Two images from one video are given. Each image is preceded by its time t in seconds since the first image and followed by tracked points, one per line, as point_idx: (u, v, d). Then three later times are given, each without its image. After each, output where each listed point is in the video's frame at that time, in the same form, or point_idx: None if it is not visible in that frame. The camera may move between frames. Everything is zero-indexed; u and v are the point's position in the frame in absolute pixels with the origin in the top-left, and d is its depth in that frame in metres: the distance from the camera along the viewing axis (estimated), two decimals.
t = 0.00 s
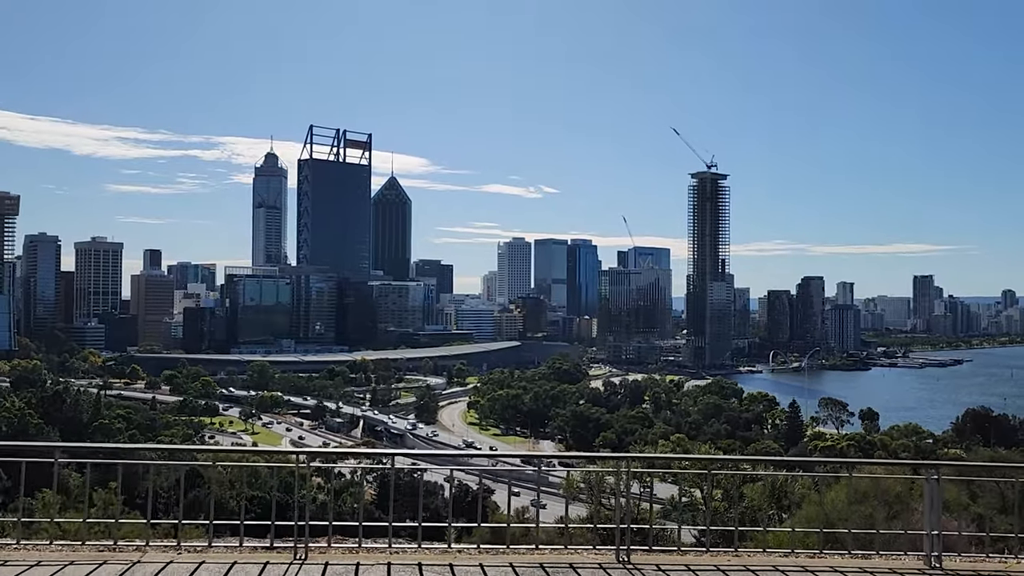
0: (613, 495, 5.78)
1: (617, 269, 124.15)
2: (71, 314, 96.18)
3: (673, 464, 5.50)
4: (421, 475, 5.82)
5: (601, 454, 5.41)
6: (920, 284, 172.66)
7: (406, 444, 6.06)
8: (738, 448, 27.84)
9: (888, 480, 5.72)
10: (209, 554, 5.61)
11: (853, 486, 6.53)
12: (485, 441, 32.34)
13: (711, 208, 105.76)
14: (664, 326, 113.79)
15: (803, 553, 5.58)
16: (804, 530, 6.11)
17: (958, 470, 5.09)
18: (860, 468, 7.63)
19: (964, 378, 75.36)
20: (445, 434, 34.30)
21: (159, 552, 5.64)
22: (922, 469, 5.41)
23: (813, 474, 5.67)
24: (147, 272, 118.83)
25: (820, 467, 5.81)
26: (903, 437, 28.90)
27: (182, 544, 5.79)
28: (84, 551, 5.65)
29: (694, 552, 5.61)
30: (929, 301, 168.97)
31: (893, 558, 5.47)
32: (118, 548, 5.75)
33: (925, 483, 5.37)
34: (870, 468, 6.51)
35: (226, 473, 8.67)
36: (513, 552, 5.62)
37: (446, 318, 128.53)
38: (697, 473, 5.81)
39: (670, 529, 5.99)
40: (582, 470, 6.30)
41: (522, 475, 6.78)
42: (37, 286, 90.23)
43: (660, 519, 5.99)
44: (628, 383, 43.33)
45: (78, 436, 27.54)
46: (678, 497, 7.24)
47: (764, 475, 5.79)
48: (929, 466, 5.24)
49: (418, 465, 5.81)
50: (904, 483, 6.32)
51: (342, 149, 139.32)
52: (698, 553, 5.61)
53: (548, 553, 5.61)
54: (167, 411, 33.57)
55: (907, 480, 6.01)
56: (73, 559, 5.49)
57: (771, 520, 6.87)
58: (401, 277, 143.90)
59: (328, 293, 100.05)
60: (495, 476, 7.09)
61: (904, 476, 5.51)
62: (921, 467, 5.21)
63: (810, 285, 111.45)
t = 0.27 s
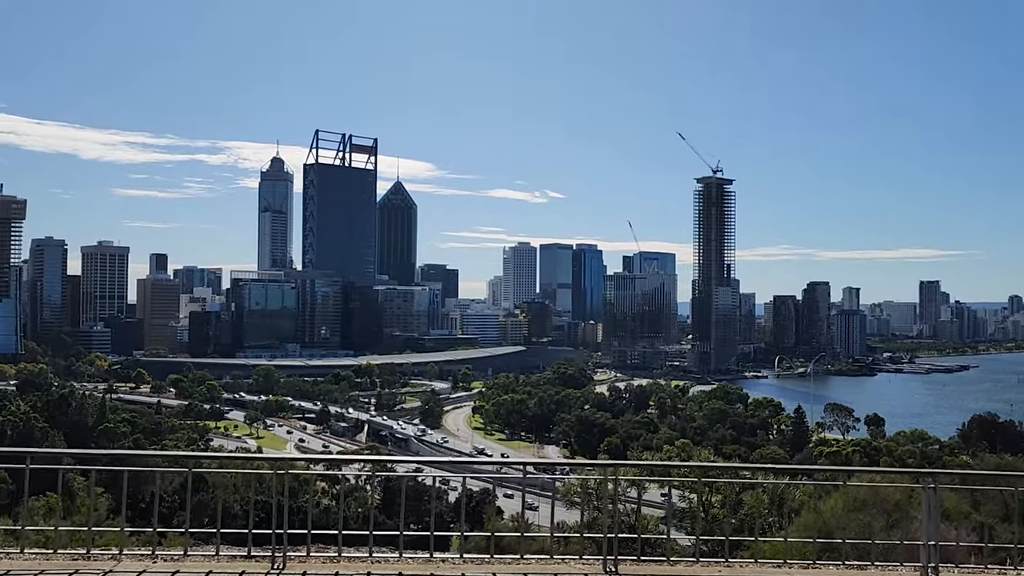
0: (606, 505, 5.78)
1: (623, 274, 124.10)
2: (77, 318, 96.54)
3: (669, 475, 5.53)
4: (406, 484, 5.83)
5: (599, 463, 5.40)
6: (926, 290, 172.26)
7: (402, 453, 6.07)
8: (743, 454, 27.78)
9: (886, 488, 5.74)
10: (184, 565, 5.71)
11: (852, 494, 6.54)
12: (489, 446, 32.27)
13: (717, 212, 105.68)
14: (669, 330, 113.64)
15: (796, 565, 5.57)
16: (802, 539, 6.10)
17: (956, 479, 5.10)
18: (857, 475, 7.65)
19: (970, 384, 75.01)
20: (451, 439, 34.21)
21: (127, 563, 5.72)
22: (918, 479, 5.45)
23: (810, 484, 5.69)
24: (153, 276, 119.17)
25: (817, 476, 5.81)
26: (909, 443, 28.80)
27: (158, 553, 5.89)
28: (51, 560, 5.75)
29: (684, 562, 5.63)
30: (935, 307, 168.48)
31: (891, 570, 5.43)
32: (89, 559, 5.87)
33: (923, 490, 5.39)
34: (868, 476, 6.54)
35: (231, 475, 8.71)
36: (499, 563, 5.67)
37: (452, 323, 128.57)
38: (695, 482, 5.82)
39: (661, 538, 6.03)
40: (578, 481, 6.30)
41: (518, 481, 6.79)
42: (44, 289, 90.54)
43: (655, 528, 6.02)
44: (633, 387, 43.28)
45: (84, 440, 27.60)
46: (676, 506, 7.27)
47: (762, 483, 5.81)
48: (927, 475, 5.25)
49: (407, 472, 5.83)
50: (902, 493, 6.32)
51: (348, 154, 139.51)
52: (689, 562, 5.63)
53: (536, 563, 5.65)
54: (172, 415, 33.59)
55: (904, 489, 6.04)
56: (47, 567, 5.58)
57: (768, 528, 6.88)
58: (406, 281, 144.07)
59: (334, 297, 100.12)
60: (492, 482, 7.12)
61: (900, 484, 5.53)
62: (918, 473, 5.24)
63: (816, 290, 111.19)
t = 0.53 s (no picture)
0: (598, 510, 5.81)
1: (626, 278, 124.02)
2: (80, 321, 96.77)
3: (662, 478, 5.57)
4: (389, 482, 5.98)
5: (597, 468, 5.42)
6: (929, 294, 172.01)
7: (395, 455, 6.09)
8: (745, 459, 27.72)
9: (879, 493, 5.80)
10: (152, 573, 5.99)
11: (848, 499, 6.57)
12: (491, 449, 32.21)
13: (720, 217, 105.64)
14: (672, 335, 113.47)
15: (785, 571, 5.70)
16: (797, 545, 6.14)
17: (952, 484, 5.15)
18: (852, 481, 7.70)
19: (974, 389, 74.70)
20: (454, 443, 34.13)
21: (91, 571, 6.03)
22: (911, 484, 5.51)
23: (806, 488, 5.72)
24: (157, 279, 119.39)
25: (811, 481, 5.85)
26: (913, 448, 28.69)
27: (127, 561, 6.21)
28: (20, 568, 6.06)
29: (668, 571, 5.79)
30: (939, 311, 168.01)
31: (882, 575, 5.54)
32: (57, 565, 6.18)
33: (916, 498, 5.46)
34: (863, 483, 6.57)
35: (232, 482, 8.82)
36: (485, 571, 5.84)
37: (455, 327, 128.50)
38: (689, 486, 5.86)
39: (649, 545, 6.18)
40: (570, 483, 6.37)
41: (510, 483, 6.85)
42: (48, 293, 90.78)
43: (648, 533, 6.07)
44: (636, 392, 43.19)
45: (86, 443, 27.70)
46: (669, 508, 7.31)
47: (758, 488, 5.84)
48: (921, 479, 5.30)
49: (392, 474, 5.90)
50: (899, 499, 6.35)
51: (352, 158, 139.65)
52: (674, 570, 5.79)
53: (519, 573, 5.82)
54: (175, 418, 33.61)
55: (900, 496, 6.08)
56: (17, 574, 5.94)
57: (764, 533, 7.00)
58: (409, 285, 144.15)
59: (337, 302, 100.23)
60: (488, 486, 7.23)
61: (893, 490, 5.60)
62: (914, 479, 5.29)
63: (820, 294, 110.98)
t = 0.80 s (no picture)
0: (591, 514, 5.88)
1: (628, 282, 124.02)
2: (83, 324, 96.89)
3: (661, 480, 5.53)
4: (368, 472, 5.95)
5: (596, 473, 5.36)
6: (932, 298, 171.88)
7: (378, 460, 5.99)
8: (747, 463, 27.70)
9: (868, 496, 5.84)
10: None
11: (838, 504, 6.66)
12: (492, 453, 32.18)
13: (722, 221, 105.64)
14: (675, 339, 113.43)
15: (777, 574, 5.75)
16: (789, 549, 6.15)
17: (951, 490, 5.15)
18: (841, 487, 7.77)
19: (976, 393, 74.59)
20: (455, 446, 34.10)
21: None
22: (899, 489, 5.59)
23: (801, 493, 5.70)
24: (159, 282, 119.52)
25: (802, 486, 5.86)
26: (914, 452, 28.69)
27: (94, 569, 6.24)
28: None
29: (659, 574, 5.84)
30: (942, 315, 167.86)
31: None
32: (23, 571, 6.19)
33: (906, 502, 5.50)
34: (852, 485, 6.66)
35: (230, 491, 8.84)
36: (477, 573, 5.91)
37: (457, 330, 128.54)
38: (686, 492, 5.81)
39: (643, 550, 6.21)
40: (560, 488, 6.34)
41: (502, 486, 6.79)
42: (51, 296, 90.91)
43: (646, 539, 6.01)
44: (638, 396, 43.17)
45: (88, 446, 27.76)
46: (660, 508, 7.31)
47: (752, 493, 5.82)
48: (912, 485, 5.33)
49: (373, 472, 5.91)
50: (891, 502, 6.42)
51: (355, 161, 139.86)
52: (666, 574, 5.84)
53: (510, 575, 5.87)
54: (177, 421, 33.63)
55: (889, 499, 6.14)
56: None
57: (757, 535, 7.05)
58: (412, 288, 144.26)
59: (339, 305, 100.35)
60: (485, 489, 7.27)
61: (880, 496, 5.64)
62: (904, 484, 5.29)
63: (822, 298, 110.81)
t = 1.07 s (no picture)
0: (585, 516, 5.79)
1: (630, 285, 123.93)
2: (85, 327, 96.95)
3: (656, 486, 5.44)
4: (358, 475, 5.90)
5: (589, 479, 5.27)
6: (933, 302, 171.69)
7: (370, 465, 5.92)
8: (749, 468, 27.62)
9: (860, 501, 5.80)
10: None
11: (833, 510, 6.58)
12: (493, 456, 32.10)
13: (724, 224, 105.59)
14: (676, 342, 113.29)
15: None
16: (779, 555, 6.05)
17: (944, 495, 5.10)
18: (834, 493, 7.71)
19: (978, 397, 74.43)
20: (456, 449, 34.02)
21: None
22: (890, 494, 5.54)
23: (794, 500, 5.64)
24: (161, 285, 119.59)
25: (795, 491, 5.79)
26: (916, 456, 28.61)
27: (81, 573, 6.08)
28: None
29: None
30: (944, 319, 167.69)
31: None
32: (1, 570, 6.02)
33: (899, 507, 5.45)
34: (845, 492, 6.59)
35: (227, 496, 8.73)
36: None
37: (459, 334, 128.48)
38: (679, 497, 5.73)
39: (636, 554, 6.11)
40: (551, 496, 6.26)
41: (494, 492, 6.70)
42: (52, 298, 90.93)
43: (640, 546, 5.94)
44: (639, 399, 43.08)
45: (88, 449, 27.74)
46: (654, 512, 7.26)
47: (746, 498, 5.73)
48: (902, 490, 5.27)
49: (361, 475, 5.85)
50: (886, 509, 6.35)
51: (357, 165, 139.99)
52: None
53: None
54: (178, 424, 33.56)
55: (881, 504, 6.10)
56: None
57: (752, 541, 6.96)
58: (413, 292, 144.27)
59: (341, 308, 100.41)
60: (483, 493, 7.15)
61: (871, 502, 5.60)
62: (893, 489, 5.25)
63: (824, 302, 110.65)
